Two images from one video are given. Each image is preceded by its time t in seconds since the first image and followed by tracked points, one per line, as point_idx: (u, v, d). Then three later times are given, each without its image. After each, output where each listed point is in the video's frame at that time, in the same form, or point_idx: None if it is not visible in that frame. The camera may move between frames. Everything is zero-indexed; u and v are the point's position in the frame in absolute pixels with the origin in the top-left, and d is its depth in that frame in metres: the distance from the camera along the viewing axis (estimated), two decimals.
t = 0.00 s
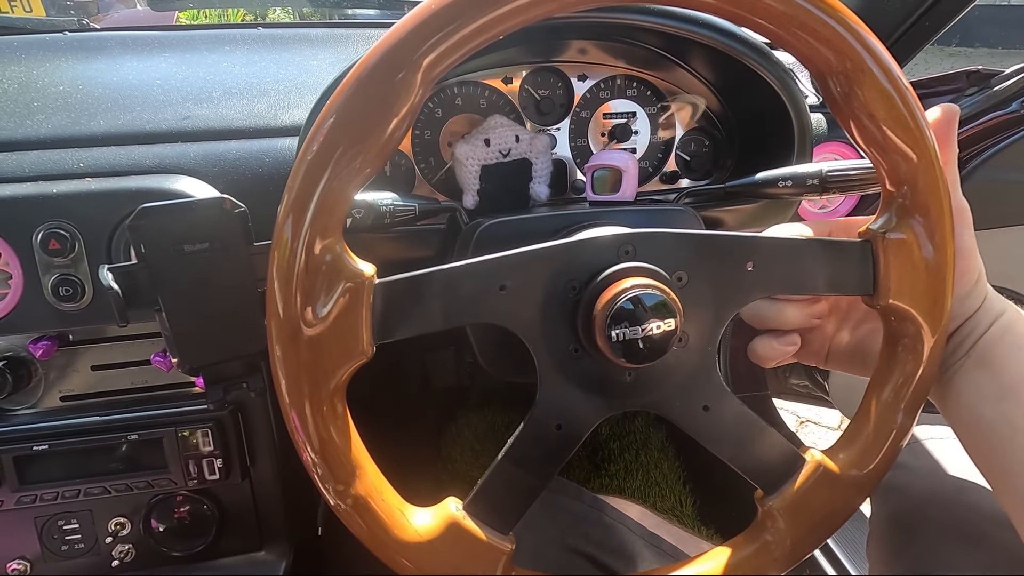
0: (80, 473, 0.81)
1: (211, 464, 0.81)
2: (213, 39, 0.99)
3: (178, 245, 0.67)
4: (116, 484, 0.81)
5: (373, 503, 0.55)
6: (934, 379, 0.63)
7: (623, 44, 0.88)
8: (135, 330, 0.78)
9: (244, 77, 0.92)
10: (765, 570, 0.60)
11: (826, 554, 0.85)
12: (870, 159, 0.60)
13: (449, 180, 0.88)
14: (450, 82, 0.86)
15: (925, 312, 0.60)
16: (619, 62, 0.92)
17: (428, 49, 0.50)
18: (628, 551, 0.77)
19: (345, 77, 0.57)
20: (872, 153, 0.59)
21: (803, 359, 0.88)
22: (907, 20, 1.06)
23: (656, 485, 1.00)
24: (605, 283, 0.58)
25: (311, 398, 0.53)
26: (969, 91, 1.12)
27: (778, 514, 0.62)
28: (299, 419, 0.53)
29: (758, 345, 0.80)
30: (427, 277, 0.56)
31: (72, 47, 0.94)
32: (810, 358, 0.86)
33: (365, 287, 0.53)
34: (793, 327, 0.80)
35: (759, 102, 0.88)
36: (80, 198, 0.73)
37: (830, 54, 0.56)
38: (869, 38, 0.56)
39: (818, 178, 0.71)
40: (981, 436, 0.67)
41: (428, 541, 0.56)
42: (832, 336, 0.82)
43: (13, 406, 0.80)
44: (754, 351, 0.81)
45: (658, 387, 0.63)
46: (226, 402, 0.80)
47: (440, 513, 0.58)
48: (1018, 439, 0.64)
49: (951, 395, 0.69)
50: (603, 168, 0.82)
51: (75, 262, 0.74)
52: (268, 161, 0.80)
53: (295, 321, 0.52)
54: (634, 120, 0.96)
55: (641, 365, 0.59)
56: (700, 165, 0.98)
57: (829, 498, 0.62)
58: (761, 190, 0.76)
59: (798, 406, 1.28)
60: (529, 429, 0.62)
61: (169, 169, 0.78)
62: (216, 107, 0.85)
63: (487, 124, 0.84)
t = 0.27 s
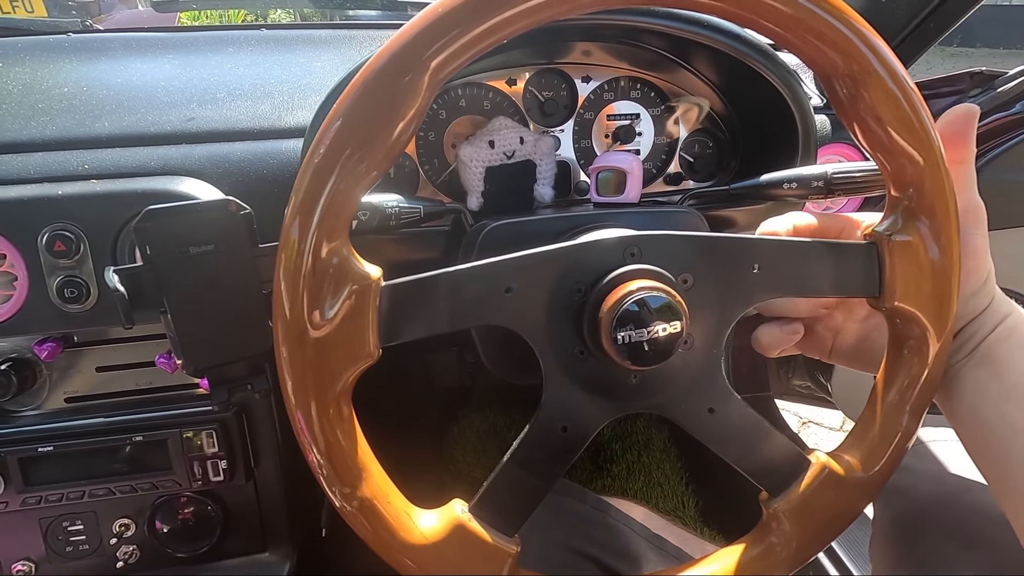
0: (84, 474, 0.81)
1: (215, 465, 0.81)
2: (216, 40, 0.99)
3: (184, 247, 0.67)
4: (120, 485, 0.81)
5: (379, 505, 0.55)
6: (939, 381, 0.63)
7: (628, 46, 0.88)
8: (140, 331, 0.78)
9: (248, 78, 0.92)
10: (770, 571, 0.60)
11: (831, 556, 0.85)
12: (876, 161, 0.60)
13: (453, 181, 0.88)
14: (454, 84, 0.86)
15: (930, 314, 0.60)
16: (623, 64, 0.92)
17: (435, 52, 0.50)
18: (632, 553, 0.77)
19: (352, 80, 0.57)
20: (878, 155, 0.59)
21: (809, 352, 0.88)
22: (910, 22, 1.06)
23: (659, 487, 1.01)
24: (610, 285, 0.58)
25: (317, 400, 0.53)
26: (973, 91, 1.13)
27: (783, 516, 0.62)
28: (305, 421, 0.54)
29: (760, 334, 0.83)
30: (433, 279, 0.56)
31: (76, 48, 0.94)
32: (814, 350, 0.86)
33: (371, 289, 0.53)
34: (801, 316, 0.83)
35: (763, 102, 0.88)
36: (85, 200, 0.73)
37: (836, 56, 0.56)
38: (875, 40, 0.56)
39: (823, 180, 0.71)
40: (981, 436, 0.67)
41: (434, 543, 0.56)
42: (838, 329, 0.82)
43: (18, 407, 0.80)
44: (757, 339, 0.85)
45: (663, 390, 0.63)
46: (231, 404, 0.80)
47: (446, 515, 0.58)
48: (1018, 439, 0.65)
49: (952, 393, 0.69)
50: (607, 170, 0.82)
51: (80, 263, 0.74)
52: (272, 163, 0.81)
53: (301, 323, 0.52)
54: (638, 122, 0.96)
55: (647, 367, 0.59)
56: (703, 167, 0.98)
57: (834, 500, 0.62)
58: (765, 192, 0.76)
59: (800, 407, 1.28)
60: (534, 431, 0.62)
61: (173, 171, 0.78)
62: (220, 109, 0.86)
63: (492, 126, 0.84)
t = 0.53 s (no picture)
0: (83, 473, 0.81)
1: (213, 464, 0.81)
2: (215, 39, 0.99)
3: (182, 245, 0.67)
4: (119, 484, 0.81)
5: (376, 504, 0.55)
6: (939, 381, 0.63)
7: (627, 45, 0.88)
8: (138, 330, 0.78)
9: (246, 78, 0.92)
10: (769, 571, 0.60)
11: (830, 556, 0.85)
12: (875, 160, 0.60)
13: (452, 180, 0.88)
14: (452, 83, 0.86)
15: (929, 313, 0.60)
16: (622, 63, 0.92)
17: (432, 50, 0.50)
18: (630, 553, 0.76)
19: (349, 77, 0.57)
20: (877, 154, 0.59)
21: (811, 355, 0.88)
22: (910, 21, 1.06)
23: (658, 486, 1.01)
24: (608, 284, 0.58)
25: (314, 398, 0.53)
26: (974, 91, 1.12)
27: (782, 515, 0.62)
28: (302, 420, 0.53)
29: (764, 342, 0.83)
30: (431, 278, 0.56)
31: (75, 47, 0.94)
32: (818, 353, 0.87)
33: (369, 288, 0.53)
34: (803, 321, 0.83)
35: (762, 101, 0.88)
36: (84, 198, 0.73)
37: (834, 54, 0.56)
38: (874, 38, 0.56)
39: (822, 179, 0.71)
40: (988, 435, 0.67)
41: (432, 542, 0.56)
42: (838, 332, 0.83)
43: (16, 406, 0.80)
44: (761, 346, 0.85)
45: (661, 388, 0.63)
46: (229, 403, 0.79)
47: (443, 515, 0.57)
48: None
49: (960, 394, 0.69)
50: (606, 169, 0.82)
51: (78, 262, 0.74)
52: (271, 161, 0.80)
53: (298, 322, 0.52)
54: (637, 121, 0.95)
55: (645, 366, 0.59)
56: (703, 166, 0.98)
57: (833, 500, 0.61)
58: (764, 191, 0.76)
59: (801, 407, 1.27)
60: (532, 430, 0.62)
61: (172, 170, 0.78)
62: (219, 108, 0.85)
63: (490, 125, 0.84)
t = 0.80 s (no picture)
0: (84, 475, 0.81)
1: (214, 466, 0.82)
2: (216, 42, 1.00)
3: (180, 247, 0.67)
4: (120, 486, 0.81)
5: (374, 504, 0.55)
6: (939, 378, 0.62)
7: (625, 44, 0.88)
8: (138, 332, 0.78)
9: (246, 80, 0.93)
10: (770, 570, 0.60)
11: (833, 556, 0.84)
12: (873, 157, 0.60)
13: (451, 181, 0.88)
14: (451, 83, 0.86)
15: (929, 309, 0.60)
16: (620, 62, 0.92)
17: (427, 49, 0.50)
18: (631, 553, 0.76)
19: (346, 78, 0.57)
20: (875, 150, 0.59)
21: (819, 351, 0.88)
22: (910, 18, 1.06)
23: (661, 487, 1.00)
24: (606, 282, 0.58)
25: (312, 398, 0.53)
26: (975, 88, 1.12)
27: (784, 514, 0.61)
28: (300, 420, 0.53)
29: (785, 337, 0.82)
30: (428, 277, 0.56)
31: (76, 52, 0.94)
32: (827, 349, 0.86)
33: (365, 288, 0.53)
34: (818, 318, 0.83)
35: (760, 99, 0.88)
36: (84, 201, 0.73)
37: (831, 50, 0.55)
38: (871, 34, 0.56)
39: (821, 176, 0.70)
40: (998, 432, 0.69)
41: (430, 543, 0.56)
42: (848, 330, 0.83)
43: (18, 409, 0.80)
44: (780, 342, 0.83)
45: (660, 387, 0.63)
46: (229, 404, 0.80)
47: (442, 515, 0.57)
48: None
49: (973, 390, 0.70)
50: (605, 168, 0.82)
51: (78, 264, 0.74)
52: (269, 163, 0.81)
53: (295, 322, 0.52)
54: (636, 120, 0.95)
55: (643, 364, 0.59)
56: (702, 165, 0.98)
57: (833, 498, 0.61)
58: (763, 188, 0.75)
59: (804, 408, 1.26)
60: (530, 429, 0.61)
61: (171, 172, 0.78)
62: (218, 110, 0.86)
63: (488, 125, 0.84)
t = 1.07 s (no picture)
0: (93, 474, 0.83)
1: (220, 465, 0.83)
2: (220, 49, 1.01)
3: (189, 251, 0.68)
4: (128, 485, 0.83)
5: (379, 501, 0.57)
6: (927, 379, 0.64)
7: (623, 52, 0.90)
8: (146, 334, 0.80)
9: (250, 86, 0.94)
10: (764, 565, 0.62)
11: (827, 553, 0.86)
12: (863, 164, 0.62)
13: (452, 186, 0.90)
14: (453, 90, 0.87)
15: (917, 312, 0.62)
16: (618, 69, 0.93)
17: (430, 62, 0.51)
18: (629, 549, 0.78)
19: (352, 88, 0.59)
20: (865, 158, 0.61)
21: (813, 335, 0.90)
22: (904, 23, 1.08)
23: (659, 486, 1.03)
24: (604, 286, 0.60)
25: (319, 399, 0.55)
26: (967, 93, 1.12)
27: (777, 511, 0.63)
28: (308, 420, 0.55)
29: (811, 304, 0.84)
30: (431, 282, 0.58)
31: (83, 58, 0.96)
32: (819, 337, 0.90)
33: (370, 292, 0.55)
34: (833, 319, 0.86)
35: (755, 106, 0.90)
36: (94, 206, 0.75)
37: (821, 61, 0.57)
38: (860, 46, 0.57)
39: (813, 182, 0.72)
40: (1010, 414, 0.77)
41: (434, 539, 0.57)
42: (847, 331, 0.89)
43: (28, 409, 0.82)
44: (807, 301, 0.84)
45: (657, 387, 0.65)
46: (235, 405, 0.82)
47: (445, 512, 0.59)
48: None
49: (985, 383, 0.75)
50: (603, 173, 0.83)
51: (88, 268, 0.76)
52: (275, 168, 0.82)
53: (303, 325, 0.53)
54: (634, 126, 0.97)
55: (640, 365, 0.61)
56: (699, 169, 1.00)
57: (825, 496, 0.63)
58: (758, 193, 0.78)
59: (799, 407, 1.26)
60: (531, 429, 0.63)
61: (179, 178, 0.80)
62: (224, 117, 0.87)
63: (489, 131, 0.85)
